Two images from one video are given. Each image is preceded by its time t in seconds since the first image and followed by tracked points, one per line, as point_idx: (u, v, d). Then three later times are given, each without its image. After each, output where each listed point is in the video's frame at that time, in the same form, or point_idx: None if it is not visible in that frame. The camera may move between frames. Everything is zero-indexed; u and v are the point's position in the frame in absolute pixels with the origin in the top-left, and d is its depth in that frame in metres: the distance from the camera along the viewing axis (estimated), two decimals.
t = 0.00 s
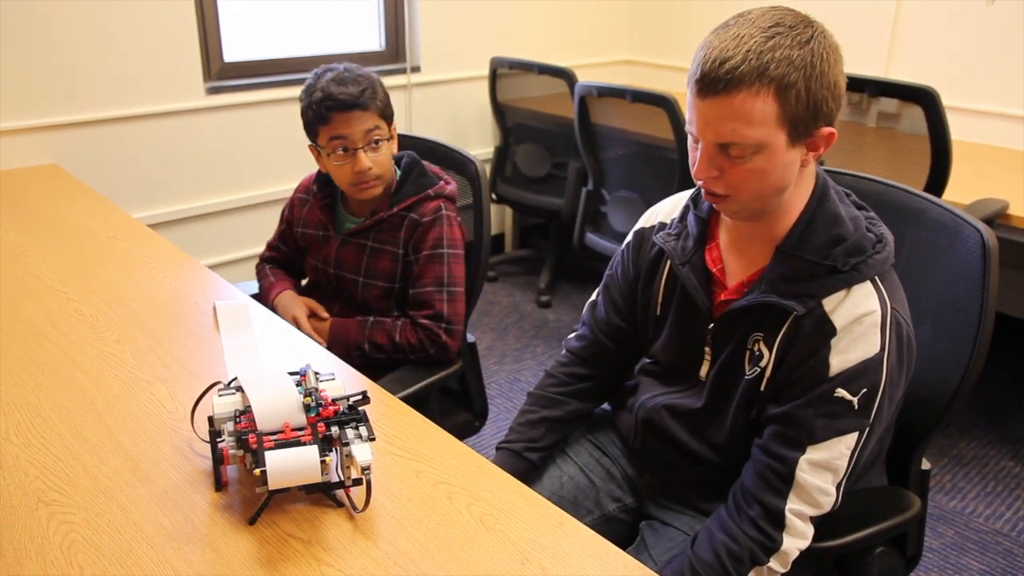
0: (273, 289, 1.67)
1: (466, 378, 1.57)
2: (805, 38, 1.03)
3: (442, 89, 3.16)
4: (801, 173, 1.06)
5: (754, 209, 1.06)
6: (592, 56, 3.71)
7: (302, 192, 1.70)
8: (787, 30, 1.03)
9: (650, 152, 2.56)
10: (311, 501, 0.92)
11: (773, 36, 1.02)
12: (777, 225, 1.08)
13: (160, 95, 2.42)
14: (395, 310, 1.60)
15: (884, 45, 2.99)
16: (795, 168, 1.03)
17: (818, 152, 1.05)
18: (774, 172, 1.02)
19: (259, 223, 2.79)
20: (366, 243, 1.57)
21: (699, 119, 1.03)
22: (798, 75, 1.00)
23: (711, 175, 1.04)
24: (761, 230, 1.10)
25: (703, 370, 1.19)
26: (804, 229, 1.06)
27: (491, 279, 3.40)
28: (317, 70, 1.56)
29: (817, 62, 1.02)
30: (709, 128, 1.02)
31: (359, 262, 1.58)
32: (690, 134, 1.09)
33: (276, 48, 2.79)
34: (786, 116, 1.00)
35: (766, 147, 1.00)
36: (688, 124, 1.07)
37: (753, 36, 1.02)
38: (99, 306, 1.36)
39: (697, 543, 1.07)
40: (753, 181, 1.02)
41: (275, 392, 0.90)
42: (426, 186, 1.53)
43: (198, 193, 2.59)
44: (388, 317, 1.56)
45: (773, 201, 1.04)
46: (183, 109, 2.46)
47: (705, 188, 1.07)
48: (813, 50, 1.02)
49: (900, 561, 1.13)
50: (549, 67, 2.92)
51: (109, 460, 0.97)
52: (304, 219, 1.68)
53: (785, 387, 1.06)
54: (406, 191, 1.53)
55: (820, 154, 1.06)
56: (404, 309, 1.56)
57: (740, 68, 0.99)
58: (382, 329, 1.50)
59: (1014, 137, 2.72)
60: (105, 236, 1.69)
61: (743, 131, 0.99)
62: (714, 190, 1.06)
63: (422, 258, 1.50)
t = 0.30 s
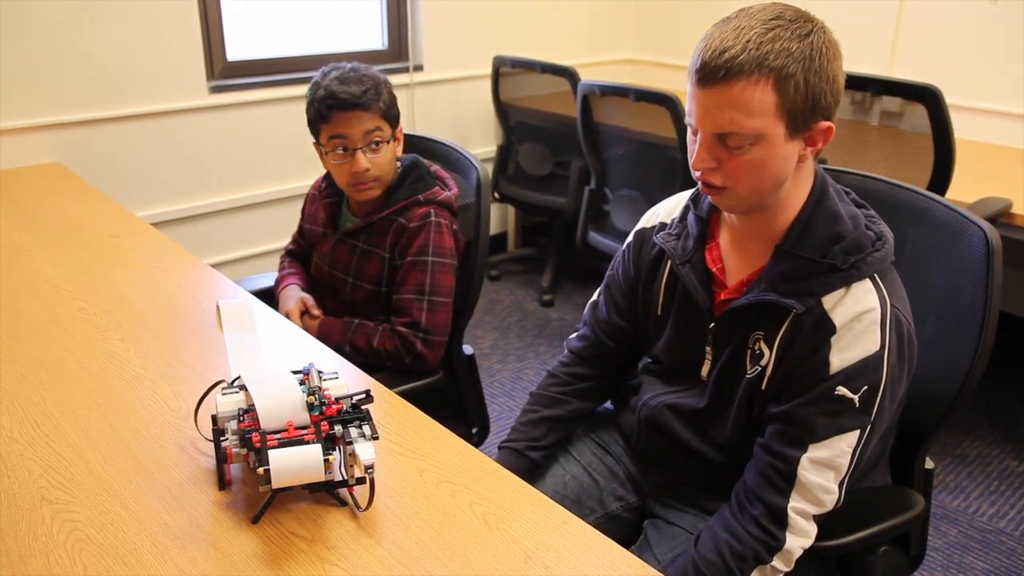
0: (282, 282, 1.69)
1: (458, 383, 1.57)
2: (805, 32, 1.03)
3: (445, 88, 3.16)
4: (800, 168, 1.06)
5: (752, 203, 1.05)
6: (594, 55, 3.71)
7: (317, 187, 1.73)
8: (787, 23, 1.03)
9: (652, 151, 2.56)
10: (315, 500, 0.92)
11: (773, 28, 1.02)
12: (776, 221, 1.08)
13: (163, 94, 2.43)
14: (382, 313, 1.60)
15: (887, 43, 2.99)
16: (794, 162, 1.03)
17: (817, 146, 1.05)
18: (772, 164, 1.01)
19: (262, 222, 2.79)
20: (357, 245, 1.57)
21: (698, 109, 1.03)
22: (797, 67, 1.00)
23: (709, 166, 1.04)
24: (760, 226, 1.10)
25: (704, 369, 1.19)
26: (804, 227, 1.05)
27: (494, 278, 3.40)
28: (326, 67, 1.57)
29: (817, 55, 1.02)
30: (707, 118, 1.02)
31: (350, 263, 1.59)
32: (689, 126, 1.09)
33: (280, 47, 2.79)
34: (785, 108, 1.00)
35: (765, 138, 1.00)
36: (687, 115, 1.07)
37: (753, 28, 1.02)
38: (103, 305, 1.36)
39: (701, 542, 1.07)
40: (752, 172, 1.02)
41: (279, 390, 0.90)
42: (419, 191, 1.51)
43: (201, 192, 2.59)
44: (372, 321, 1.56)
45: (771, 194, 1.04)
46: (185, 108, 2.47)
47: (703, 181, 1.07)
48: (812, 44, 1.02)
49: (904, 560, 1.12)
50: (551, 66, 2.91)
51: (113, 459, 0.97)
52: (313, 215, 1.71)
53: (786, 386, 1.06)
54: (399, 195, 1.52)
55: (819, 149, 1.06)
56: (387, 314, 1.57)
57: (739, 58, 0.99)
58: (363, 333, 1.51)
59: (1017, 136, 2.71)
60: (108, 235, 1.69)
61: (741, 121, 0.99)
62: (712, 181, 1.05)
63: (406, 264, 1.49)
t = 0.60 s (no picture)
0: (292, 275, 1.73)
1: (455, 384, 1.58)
2: (810, 24, 1.03)
3: (447, 87, 3.16)
4: (800, 161, 1.05)
5: (752, 194, 1.05)
6: (597, 53, 3.71)
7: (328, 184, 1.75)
8: (791, 15, 1.03)
9: (654, 149, 2.55)
10: (316, 498, 0.92)
11: (778, 18, 1.02)
12: (776, 214, 1.08)
13: (165, 92, 2.43)
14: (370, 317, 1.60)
15: (890, 41, 2.98)
16: (794, 153, 1.03)
17: (818, 139, 1.05)
18: (773, 154, 1.01)
19: (265, 221, 2.79)
20: (350, 245, 1.58)
21: (701, 97, 1.03)
22: (800, 57, 1.00)
23: (710, 154, 1.04)
24: (759, 219, 1.10)
25: (703, 365, 1.19)
26: (803, 221, 1.05)
27: (496, 276, 3.40)
28: (334, 62, 1.56)
29: (820, 46, 1.02)
30: (709, 105, 1.02)
31: (343, 263, 1.61)
32: (691, 116, 1.09)
33: (282, 45, 2.79)
34: (787, 97, 1.00)
35: (766, 127, 1.00)
36: (690, 104, 1.07)
37: (758, 18, 1.02)
38: (105, 303, 1.36)
39: (703, 540, 1.07)
40: (752, 161, 1.02)
41: (281, 388, 0.90)
42: (406, 195, 1.50)
43: (203, 190, 2.59)
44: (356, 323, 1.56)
45: (771, 185, 1.04)
46: (188, 106, 2.47)
47: (704, 170, 1.07)
48: (816, 36, 1.02)
49: (906, 558, 1.12)
50: (553, 64, 2.92)
51: (116, 456, 0.97)
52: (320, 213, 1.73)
53: (786, 382, 1.06)
54: (389, 197, 1.52)
55: (820, 143, 1.06)
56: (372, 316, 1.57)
57: (742, 45, 0.99)
58: (345, 333, 1.51)
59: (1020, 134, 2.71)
60: (111, 233, 1.69)
61: (743, 109, 0.99)
62: (712, 170, 1.05)
63: (390, 267, 1.48)
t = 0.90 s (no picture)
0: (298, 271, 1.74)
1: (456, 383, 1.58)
2: (819, 21, 1.03)
3: (449, 86, 3.16)
4: (807, 158, 1.05)
5: (758, 190, 1.05)
6: (599, 53, 3.70)
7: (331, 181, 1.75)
8: (801, 12, 1.03)
9: (657, 148, 2.55)
10: (319, 497, 0.92)
11: (787, 15, 1.02)
12: (781, 211, 1.08)
13: (167, 90, 2.43)
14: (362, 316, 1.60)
15: (893, 40, 2.98)
16: (801, 150, 1.03)
17: (825, 136, 1.05)
18: (780, 150, 1.01)
19: (267, 220, 2.79)
20: (344, 245, 1.59)
21: (709, 92, 1.02)
22: (809, 53, 1.00)
23: (717, 150, 1.04)
24: (764, 216, 1.09)
25: (703, 362, 1.19)
26: (806, 218, 1.05)
27: (498, 275, 3.39)
28: (338, 60, 1.56)
29: (830, 44, 1.02)
30: (718, 100, 1.01)
31: (337, 261, 1.61)
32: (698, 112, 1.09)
33: (284, 43, 2.79)
34: (795, 94, 1.00)
35: (774, 123, 1.00)
36: (697, 99, 1.07)
37: (767, 14, 1.02)
38: (108, 302, 1.36)
39: (706, 540, 1.07)
40: (759, 157, 1.01)
41: (284, 386, 0.90)
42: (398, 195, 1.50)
43: (205, 189, 2.59)
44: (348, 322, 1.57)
45: (777, 182, 1.04)
46: (190, 105, 2.47)
47: (710, 166, 1.07)
48: (826, 32, 1.02)
49: (909, 558, 1.12)
50: (556, 63, 2.91)
51: (118, 455, 0.97)
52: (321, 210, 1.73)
53: (788, 381, 1.06)
54: (385, 197, 1.52)
55: (827, 140, 1.05)
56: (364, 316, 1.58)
57: (752, 41, 0.99)
58: (335, 332, 1.52)
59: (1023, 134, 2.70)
60: (114, 232, 1.69)
61: (752, 105, 0.99)
62: (719, 166, 1.05)
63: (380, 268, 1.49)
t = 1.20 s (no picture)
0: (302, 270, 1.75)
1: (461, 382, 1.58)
2: (823, 23, 1.02)
3: (451, 85, 3.16)
4: (811, 161, 1.05)
5: (762, 193, 1.05)
6: (601, 52, 3.70)
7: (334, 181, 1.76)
8: (805, 14, 1.03)
9: (660, 148, 2.55)
10: (321, 498, 0.92)
11: (791, 18, 1.02)
12: (785, 214, 1.08)
13: (169, 90, 2.43)
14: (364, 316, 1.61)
15: (896, 40, 2.97)
16: (806, 153, 1.03)
17: (830, 139, 1.05)
18: (784, 154, 1.01)
19: (270, 220, 2.79)
20: (346, 245, 1.59)
21: (713, 97, 1.03)
22: (813, 57, 0.99)
23: (721, 154, 1.04)
24: (768, 218, 1.10)
25: (706, 363, 1.19)
26: (809, 220, 1.05)
27: (500, 274, 3.39)
28: (340, 61, 1.56)
29: (834, 47, 1.01)
30: (721, 106, 1.01)
31: (339, 261, 1.61)
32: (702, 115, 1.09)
33: (287, 43, 2.79)
34: (799, 98, 0.99)
35: (778, 128, 1.00)
36: (702, 103, 1.07)
37: (771, 18, 1.02)
38: (111, 302, 1.36)
39: (708, 540, 1.07)
40: (763, 162, 1.02)
41: (287, 387, 0.91)
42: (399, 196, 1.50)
43: (208, 190, 2.59)
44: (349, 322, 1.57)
45: (782, 185, 1.04)
46: (193, 105, 2.47)
47: (714, 169, 1.07)
48: (830, 36, 1.02)
49: (912, 558, 1.12)
50: (558, 63, 2.91)
51: (122, 455, 0.98)
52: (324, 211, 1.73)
53: (791, 382, 1.06)
54: (386, 197, 1.52)
55: (832, 142, 1.05)
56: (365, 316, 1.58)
57: (755, 47, 0.99)
58: (336, 331, 1.52)
59: None
60: (117, 232, 1.69)
61: (755, 110, 0.99)
62: (724, 170, 1.05)
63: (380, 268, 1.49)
